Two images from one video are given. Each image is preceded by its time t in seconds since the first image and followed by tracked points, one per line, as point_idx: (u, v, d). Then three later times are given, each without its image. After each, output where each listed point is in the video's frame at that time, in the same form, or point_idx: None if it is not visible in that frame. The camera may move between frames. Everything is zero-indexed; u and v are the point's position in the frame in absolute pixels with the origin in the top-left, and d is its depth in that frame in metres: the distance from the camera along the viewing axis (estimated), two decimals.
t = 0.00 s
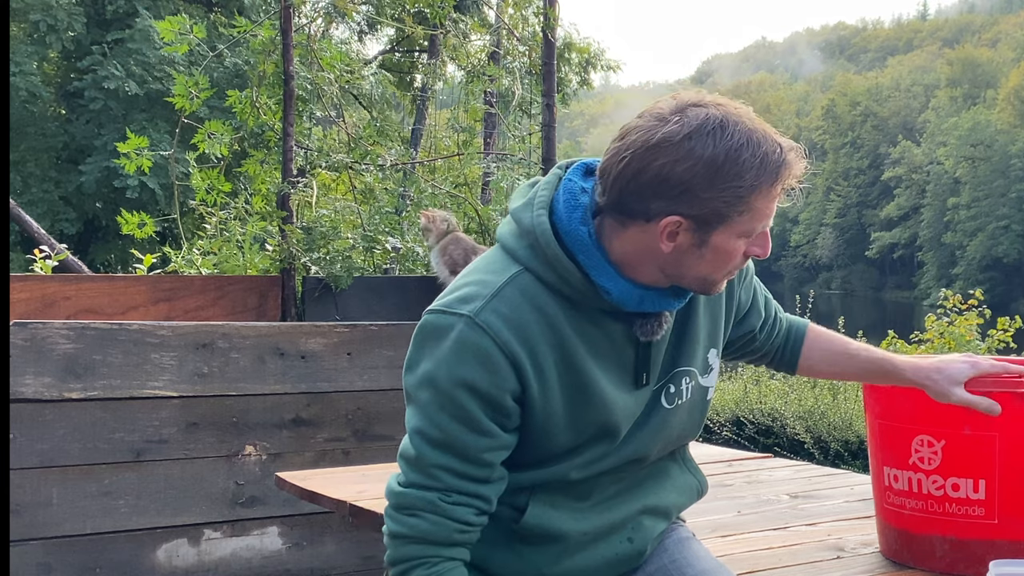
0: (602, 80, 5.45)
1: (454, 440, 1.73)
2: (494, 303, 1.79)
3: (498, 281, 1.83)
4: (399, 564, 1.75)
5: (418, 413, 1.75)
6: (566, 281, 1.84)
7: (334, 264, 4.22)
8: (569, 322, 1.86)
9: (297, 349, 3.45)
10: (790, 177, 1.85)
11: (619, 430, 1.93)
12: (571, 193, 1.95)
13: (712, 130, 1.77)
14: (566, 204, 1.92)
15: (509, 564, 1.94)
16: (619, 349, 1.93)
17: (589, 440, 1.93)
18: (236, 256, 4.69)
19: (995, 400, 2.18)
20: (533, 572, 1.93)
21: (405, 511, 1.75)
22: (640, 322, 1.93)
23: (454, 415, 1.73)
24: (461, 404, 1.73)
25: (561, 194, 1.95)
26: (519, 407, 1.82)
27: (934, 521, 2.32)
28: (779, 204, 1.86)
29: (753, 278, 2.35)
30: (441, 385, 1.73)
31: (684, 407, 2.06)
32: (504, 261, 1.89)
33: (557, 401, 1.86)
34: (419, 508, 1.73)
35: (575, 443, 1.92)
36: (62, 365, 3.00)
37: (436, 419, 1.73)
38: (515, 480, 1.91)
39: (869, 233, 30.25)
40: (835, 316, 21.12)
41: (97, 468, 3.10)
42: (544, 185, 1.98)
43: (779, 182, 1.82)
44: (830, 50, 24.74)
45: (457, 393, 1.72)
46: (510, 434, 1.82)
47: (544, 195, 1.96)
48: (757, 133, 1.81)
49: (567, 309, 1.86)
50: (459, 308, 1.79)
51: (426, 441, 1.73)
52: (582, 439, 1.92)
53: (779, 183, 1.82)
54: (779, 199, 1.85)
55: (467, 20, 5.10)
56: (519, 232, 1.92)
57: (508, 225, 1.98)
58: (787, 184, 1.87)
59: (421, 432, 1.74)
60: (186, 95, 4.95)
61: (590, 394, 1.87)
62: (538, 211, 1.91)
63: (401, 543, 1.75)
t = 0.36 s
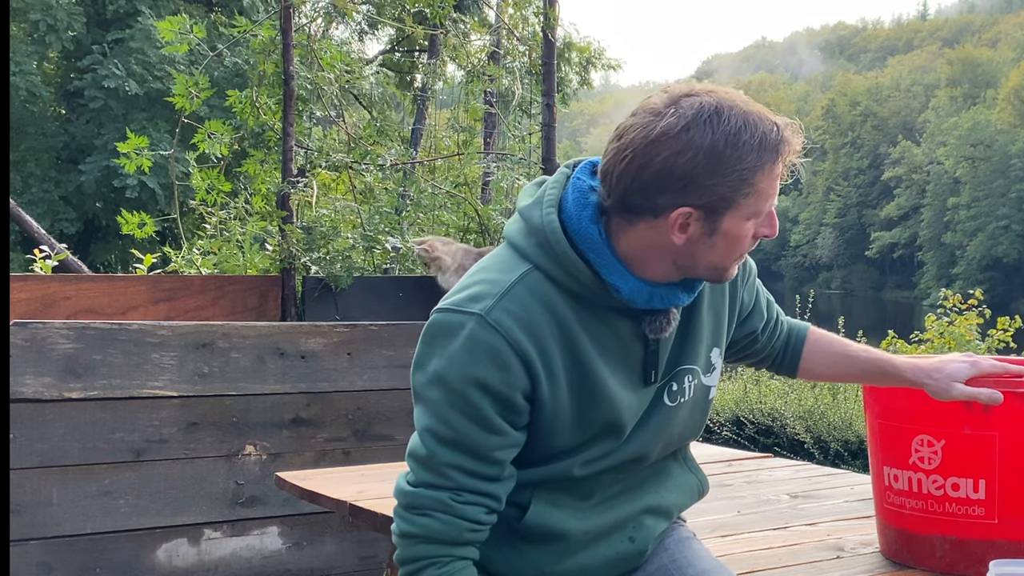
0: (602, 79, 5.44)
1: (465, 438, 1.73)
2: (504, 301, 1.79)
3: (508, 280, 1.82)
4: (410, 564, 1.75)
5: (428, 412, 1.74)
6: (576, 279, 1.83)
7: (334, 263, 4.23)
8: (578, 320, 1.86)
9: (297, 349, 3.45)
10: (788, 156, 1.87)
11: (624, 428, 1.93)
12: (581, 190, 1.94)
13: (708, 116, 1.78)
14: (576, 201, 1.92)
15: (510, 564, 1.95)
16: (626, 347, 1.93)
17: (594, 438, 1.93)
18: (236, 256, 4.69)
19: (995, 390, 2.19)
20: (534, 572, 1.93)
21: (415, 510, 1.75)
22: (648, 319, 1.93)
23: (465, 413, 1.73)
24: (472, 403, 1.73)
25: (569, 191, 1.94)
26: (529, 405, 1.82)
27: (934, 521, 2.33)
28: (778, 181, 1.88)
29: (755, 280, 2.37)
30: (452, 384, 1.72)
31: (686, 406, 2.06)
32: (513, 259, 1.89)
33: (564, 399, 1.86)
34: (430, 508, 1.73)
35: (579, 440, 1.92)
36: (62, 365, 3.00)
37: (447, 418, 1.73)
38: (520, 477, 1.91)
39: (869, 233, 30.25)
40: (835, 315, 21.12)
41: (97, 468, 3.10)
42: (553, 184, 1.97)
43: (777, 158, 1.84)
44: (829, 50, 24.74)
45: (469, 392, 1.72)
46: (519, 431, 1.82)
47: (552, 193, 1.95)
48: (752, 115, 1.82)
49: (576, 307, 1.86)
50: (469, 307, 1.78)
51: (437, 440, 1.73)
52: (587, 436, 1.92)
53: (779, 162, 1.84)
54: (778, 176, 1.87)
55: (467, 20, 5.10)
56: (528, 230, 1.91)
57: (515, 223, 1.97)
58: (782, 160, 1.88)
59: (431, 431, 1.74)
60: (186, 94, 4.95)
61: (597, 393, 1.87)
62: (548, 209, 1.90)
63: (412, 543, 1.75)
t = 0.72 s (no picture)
0: (602, 79, 5.44)
1: (469, 434, 1.73)
2: (508, 298, 1.79)
3: (512, 276, 1.83)
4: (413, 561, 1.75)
5: (432, 408, 1.75)
6: (578, 275, 1.83)
7: (334, 263, 4.23)
8: (581, 319, 1.86)
9: (297, 349, 3.45)
10: (754, 130, 1.80)
11: (625, 427, 1.93)
12: (585, 187, 1.94)
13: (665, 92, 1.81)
14: (579, 198, 1.92)
15: (510, 563, 1.95)
16: (627, 346, 1.92)
17: (595, 436, 1.93)
18: (236, 256, 4.69)
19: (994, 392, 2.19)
20: (533, 571, 1.93)
21: (419, 508, 1.75)
22: (648, 320, 1.92)
23: (469, 409, 1.73)
24: (476, 398, 1.73)
25: (573, 187, 1.95)
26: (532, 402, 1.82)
27: (934, 521, 2.33)
28: (750, 167, 1.81)
29: (757, 284, 2.37)
30: (455, 380, 1.73)
31: (687, 406, 2.05)
32: (517, 257, 1.89)
33: (566, 396, 1.86)
34: (434, 505, 1.73)
35: (580, 438, 1.92)
36: (62, 365, 3.00)
37: (451, 414, 1.73)
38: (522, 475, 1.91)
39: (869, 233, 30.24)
40: (834, 315, 21.11)
41: (97, 468, 3.10)
42: (557, 182, 1.98)
43: (738, 135, 1.79)
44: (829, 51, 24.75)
45: (473, 388, 1.73)
46: (523, 428, 1.82)
47: (556, 190, 1.96)
48: (717, 91, 1.82)
49: (579, 305, 1.86)
50: (473, 303, 1.78)
51: (441, 436, 1.74)
52: (588, 434, 1.92)
53: (737, 134, 1.78)
54: (747, 159, 1.80)
55: (467, 20, 5.10)
56: (532, 228, 1.91)
57: (519, 221, 1.97)
58: (759, 146, 1.81)
59: (435, 427, 1.74)
60: (186, 95, 4.95)
61: (599, 391, 1.87)
62: (552, 206, 1.90)
63: (415, 540, 1.75)
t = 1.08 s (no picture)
0: (602, 79, 5.44)
1: (474, 432, 1.73)
2: (512, 294, 1.79)
3: (516, 273, 1.82)
4: (420, 560, 1.75)
5: (436, 405, 1.75)
6: (580, 270, 1.83)
7: (334, 264, 4.23)
8: (585, 316, 1.85)
9: (297, 349, 3.45)
10: (688, 93, 1.85)
11: (626, 429, 1.92)
12: (588, 182, 1.96)
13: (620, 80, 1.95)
14: (582, 192, 1.94)
15: (510, 562, 1.94)
16: (631, 347, 1.91)
17: (597, 435, 1.92)
18: (236, 256, 4.70)
19: (994, 391, 2.19)
20: (533, 571, 1.93)
21: (424, 507, 1.75)
22: (650, 317, 1.89)
23: (474, 406, 1.74)
24: (480, 395, 1.73)
25: (577, 183, 1.97)
26: (536, 399, 1.82)
27: (934, 521, 2.33)
28: (685, 128, 1.84)
29: (763, 289, 2.37)
30: (459, 377, 1.73)
31: (691, 410, 2.05)
32: (522, 254, 1.89)
33: (569, 395, 1.86)
34: (439, 503, 1.73)
35: (581, 438, 1.92)
36: (62, 365, 3.00)
37: (455, 411, 1.73)
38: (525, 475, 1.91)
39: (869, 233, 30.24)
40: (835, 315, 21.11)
41: (97, 468, 3.10)
42: (563, 180, 2.00)
43: (673, 98, 1.85)
44: (829, 51, 24.75)
45: (477, 384, 1.73)
46: (527, 425, 1.82)
47: (561, 187, 1.98)
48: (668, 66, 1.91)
49: (583, 302, 1.86)
50: (477, 300, 1.78)
51: (445, 433, 1.74)
52: (590, 434, 1.92)
53: (667, 96, 1.85)
54: (683, 122, 1.84)
55: (467, 20, 5.10)
56: (537, 224, 1.92)
57: (525, 219, 1.98)
58: (700, 109, 1.86)
59: (440, 425, 1.74)
60: (186, 95, 4.95)
61: (602, 391, 1.86)
62: (555, 201, 1.92)
63: (421, 539, 1.75)
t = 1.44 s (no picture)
0: (602, 79, 5.44)
1: (479, 423, 1.73)
2: (516, 286, 1.78)
3: (519, 265, 1.82)
4: (424, 553, 1.75)
5: (440, 397, 1.74)
6: (584, 264, 1.83)
7: (334, 264, 4.23)
8: (589, 309, 1.85)
9: (297, 349, 3.45)
10: (716, 96, 1.87)
11: (627, 424, 1.92)
12: (592, 177, 1.96)
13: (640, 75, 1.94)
14: (585, 187, 1.93)
15: (510, 562, 1.94)
16: (634, 340, 1.91)
17: (600, 430, 1.92)
18: (236, 256, 4.69)
19: (994, 391, 2.18)
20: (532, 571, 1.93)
21: (429, 499, 1.74)
22: (654, 311, 1.90)
23: (478, 397, 1.73)
24: (485, 385, 1.73)
25: (581, 178, 1.96)
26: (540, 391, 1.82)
27: (934, 521, 2.33)
28: (714, 131, 1.85)
29: (765, 290, 2.39)
30: (463, 367, 1.72)
31: (691, 407, 2.05)
32: (525, 247, 1.88)
33: (572, 388, 1.86)
34: (444, 496, 1.73)
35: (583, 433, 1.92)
36: (62, 365, 3.00)
37: (459, 402, 1.73)
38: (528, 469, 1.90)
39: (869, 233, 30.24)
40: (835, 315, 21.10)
41: (97, 468, 3.10)
42: (565, 175, 2.00)
43: (704, 101, 1.86)
44: (829, 51, 24.74)
45: (482, 375, 1.72)
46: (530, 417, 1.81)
47: (564, 182, 1.97)
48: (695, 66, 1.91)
49: (586, 296, 1.85)
50: (480, 291, 1.78)
51: (450, 425, 1.73)
52: (592, 428, 1.92)
53: (696, 98, 1.86)
54: (713, 125, 1.85)
55: (467, 20, 5.10)
56: (540, 218, 1.92)
57: (528, 213, 1.98)
58: (728, 114, 1.88)
59: (444, 417, 1.73)
60: (186, 94, 4.95)
61: (605, 385, 1.87)
62: (559, 196, 1.91)
63: (426, 532, 1.74)
